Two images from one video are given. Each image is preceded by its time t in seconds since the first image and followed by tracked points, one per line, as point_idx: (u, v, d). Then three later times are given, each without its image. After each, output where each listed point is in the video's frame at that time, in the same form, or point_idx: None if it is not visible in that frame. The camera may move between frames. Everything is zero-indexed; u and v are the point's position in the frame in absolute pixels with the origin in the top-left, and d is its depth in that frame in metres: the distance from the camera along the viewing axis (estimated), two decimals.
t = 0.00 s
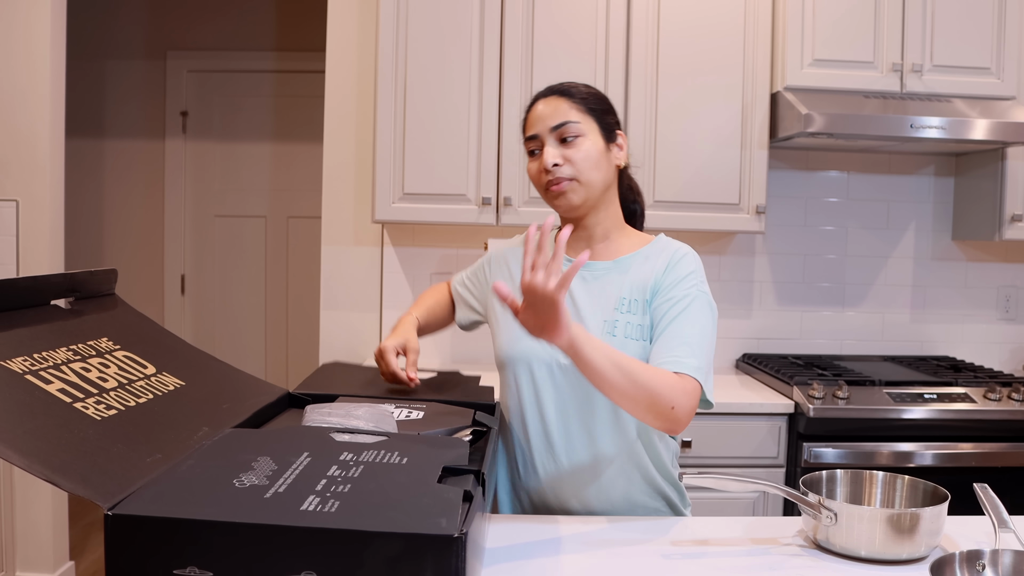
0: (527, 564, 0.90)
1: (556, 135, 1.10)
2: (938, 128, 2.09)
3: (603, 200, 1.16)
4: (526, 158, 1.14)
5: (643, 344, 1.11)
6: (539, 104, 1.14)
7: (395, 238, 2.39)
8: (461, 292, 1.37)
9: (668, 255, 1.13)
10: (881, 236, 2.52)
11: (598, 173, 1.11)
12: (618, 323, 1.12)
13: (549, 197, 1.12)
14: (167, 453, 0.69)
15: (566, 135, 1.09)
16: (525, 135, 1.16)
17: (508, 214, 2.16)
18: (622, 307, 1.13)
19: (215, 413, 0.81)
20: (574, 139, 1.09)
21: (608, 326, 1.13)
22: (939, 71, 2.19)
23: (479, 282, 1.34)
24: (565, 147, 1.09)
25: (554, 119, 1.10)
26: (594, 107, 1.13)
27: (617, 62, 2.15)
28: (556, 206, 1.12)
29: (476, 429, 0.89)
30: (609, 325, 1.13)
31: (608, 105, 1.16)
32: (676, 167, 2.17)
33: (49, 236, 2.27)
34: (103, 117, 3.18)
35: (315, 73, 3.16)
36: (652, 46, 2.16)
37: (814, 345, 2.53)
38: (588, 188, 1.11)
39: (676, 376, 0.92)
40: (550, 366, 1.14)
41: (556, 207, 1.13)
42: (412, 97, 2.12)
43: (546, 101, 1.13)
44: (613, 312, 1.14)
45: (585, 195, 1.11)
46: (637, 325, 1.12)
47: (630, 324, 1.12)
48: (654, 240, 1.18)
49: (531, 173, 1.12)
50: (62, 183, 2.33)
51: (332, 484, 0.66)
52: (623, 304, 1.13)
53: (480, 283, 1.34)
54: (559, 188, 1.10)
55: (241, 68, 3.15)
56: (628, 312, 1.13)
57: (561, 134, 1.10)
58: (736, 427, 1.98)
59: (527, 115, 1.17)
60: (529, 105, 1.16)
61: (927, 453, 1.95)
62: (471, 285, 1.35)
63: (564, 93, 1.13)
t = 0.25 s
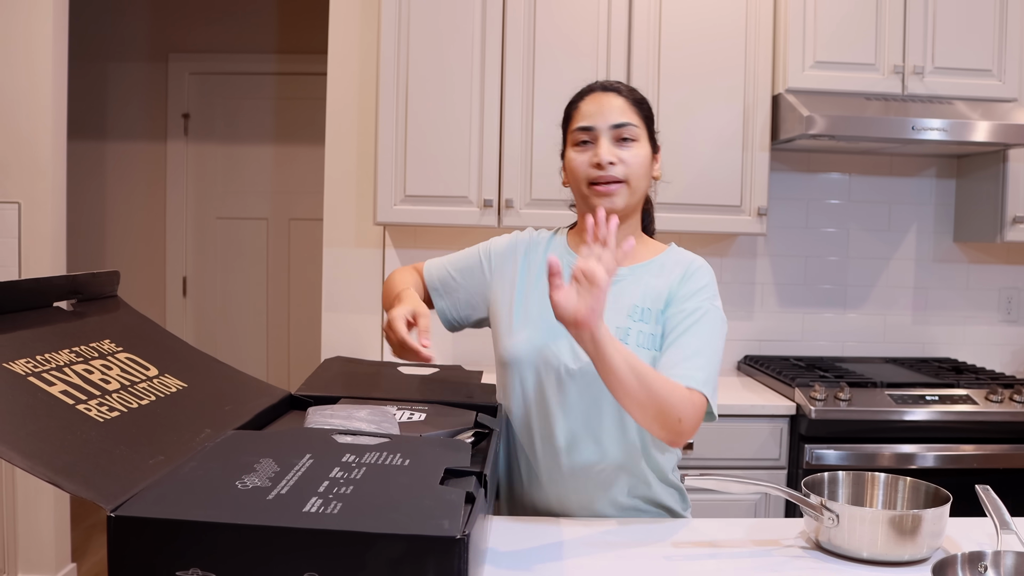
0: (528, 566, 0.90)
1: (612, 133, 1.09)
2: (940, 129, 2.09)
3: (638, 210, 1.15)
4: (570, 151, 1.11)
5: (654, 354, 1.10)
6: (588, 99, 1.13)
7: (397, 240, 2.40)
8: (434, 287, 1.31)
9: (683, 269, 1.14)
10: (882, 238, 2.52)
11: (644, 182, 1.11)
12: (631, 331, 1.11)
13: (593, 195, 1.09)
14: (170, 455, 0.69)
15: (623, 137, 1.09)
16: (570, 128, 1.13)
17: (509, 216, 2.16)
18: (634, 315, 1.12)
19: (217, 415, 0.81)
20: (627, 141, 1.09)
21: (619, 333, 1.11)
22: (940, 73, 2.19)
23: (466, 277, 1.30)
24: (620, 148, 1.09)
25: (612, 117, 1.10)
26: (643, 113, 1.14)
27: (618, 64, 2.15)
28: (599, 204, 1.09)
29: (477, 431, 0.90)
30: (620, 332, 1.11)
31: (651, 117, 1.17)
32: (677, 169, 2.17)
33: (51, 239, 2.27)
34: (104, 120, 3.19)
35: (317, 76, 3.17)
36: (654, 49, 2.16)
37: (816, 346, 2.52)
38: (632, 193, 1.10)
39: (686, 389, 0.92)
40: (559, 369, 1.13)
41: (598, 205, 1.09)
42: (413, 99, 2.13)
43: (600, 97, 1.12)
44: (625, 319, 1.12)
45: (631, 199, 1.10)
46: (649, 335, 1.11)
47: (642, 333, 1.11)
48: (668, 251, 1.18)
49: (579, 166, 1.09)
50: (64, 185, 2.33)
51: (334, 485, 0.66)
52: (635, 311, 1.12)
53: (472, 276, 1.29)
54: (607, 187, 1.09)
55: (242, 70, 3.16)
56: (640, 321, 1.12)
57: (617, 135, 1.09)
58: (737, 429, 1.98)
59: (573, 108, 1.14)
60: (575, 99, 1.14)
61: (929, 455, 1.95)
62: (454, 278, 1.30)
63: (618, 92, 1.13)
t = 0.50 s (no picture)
0: (529, 568, 0.90)
1: (618, 138, 1.09)
2: (940, 132, 2.09)
3: (644, 216, 1.15)
4: (575, 156, 1.12)
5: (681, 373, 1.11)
6: (595, 103, 1.13)
7: (397, 243, 2.40)
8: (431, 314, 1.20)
9: (700, 283, 1.15)
10: (882, 240, 2.52)
11: (650, 188, 1.11)
12: (659, 348, 1.11)
13: (596, 200, 1.10)
14: (170, 459, 0.69)
15: (628, 143, 1.09)
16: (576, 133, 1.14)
17: (510, 219, 2.16)
18: (661, 332, 1.12)
19: (218, 418, 0.82)
20: (634, 147, 1.10)
21: (648, 350, 1.11)
22: (940, 76, 2.19)
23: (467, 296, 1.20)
24: (625, 154, 1.09)
25: (618, 121, 1.10)
26: (652, 117, 1.14)
27: (618, 66, 2.16)
28: (603, 210, 1.09)
29: (478, 434, 0.90)
30: (649, 349, 1.11)
31: (661, 121, 1.17)
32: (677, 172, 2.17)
33: (52, 241, 2.28)
34: (105, 122, 3.19)
35: (317, 79, 3.17)
36: (654, 52, 2.16)
37: (816, 349, 2.53)
38: (638, 199, 1.10)
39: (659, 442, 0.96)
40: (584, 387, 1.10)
41: (602, 211, 1.10)
42: (413, 102, 2.13)
43: (606, 101, 1.12)
44: (652, 335, 1.11)
45: (635, 205, 1.10)
46: (675, 353, 1.12)
47: (669, 350, 1.12)
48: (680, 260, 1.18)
49: (583, 173, 1.10)
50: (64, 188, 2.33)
51: (335, 488, 0.67)
52: (661, 328, 1.12)
53: (471, 290, 1.20)
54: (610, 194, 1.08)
55: (243, 73, 3.16)
56: (666, 338, 1.12)
57: (622, 141, 1.09)
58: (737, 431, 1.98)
59: (580, 113, 1.15)
60: (582, 103, 1.15)
61: (929, 458, 1.95)
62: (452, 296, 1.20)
63: (625, 96, 1.13)
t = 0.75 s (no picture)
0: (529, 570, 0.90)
1: (608, 144, 1.08)
2: (940, 134, 2.10)
3: (644, 219, 1.14)
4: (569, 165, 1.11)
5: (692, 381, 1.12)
6: (585, 109, 1.12)
7: (397, 245, 2.40)
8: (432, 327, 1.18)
9: (708, 289, 1.16)
10: (882, 242, 2.52)
11: (646, 191, 1.10)
12: (672, 357, 1.11)
13: (594, 209, 1.09)
14: (172, 461, 0.69)
15: (619, 147, 1.08)
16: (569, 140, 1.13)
17: (510, 222, 2.17)
18: (673, 340, 1.12)
19: (219, 420, 0.82)
20: (626, 151, 1.08)
21: (660, 359, 1.10)
22: (940, 78, 2.20)
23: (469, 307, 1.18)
24: (616, 160, 1.08)
25: (606, 126, 1.09)
26: (644, 117, 1.12)
27: (618, 69, 2.16)
28: (599, 219, 1.09)
29: (479, 436, 0.90)
30: (662, 358, 1.10)
31: (654, 118, 1.15)
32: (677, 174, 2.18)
33: (53, 244, 2.28)
34: (105, 125, 3.19)
35: (318, 81, 3.17)
36: (654, 55, 2.17)
37: (816, 351, 2.53)
38: (635, 203, 1.09)
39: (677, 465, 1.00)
40: (598, 398, 1.09)
41: (599, 220, 1.09)
42: (414, 104, 2.13)
43: (595, 105, 1.11)
44: (664, 344, 1.11)
45: (632, 211, 1.09)
46: (686, 361, 1.12)
47: (680, 359, 1.11)
48: (687, 265, 1.18)
49: (576, 182, 1.09)
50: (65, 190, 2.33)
51: (338, 487, 0.67)
52: (672, 336, 1.12)
53: (474, 300, 1.18)
54: (606, 202, 1.08)
55: (244, 76, 3.17)
56: (678, 347, 1.12)
57: (613, 146, 1.08)
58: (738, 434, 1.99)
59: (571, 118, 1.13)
60: (573, 108, 1.13)
61: (929, 460, 1.95)
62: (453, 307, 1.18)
63: (614, 98, 1.11)
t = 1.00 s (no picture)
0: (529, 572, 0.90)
1: (595, 152, 1.08)
2: (939, 136, 2.10)
3: (638, 224, 1.14)
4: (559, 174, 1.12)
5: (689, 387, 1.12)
6: (573, 115, 1.11)
7: (397, 247, 2.40)
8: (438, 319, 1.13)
9: (706, 294, 1.16)
10: (881, 244, 2.52)
11: (636, 197, 1.09)
12: (668, 364, 1.11)
13: (584, 218, 1.09)
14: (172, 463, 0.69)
15: (605, 154, 1.07)
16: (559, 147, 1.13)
17: (510, 223, 2.17)
18: (669, 347, 1.12)
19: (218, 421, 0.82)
20: (614, 157, 1.08)
21: (656, 365, 1.11)
22: (938, 80, 2.20)
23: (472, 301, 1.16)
24: (603, 167, 1.08)
25: (593, 134, 1.08)
26: (633, 122, 1.11)
27: (618, 71, 2.16)
28: (590, 228, 1.09)
29: (479, 437, 0.90)
30: (658, 365, 1.11)
31: (645, 120, 1.14)
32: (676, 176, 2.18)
33: (53, 245, 2.28)
34: (105, 126, 3.20)
35: (317, 83, 3.18)
36: (654, 57, 2.17)
37: (815, 353, 2.53)
38: (625, 210, 1.09)
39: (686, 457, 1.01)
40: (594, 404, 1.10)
41: (590, 228, 1.10)
42: (414, 105, 2.13)
43: (583, 111, 1.10)
44: (660, 351, 1.11)
45: (622, 218, 1.09)
46: (683, 368, 1.12)
47: (677, 365, 1.12)
48: (686, 270, 1.18)
49: (565, 192, 1.10)
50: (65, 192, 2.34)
51: (334, 455, 0.60)
52: (669, 343, 1.12)
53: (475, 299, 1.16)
54: (595, 211, 1.08)
55: (243, 77, 3.17)
56: (674, 353, 1.12)
57: (600, 152, 1.08)
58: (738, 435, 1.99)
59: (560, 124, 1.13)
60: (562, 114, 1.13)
61: (928, 461, 1.95)
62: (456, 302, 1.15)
63: (602, 104, 1.11)
